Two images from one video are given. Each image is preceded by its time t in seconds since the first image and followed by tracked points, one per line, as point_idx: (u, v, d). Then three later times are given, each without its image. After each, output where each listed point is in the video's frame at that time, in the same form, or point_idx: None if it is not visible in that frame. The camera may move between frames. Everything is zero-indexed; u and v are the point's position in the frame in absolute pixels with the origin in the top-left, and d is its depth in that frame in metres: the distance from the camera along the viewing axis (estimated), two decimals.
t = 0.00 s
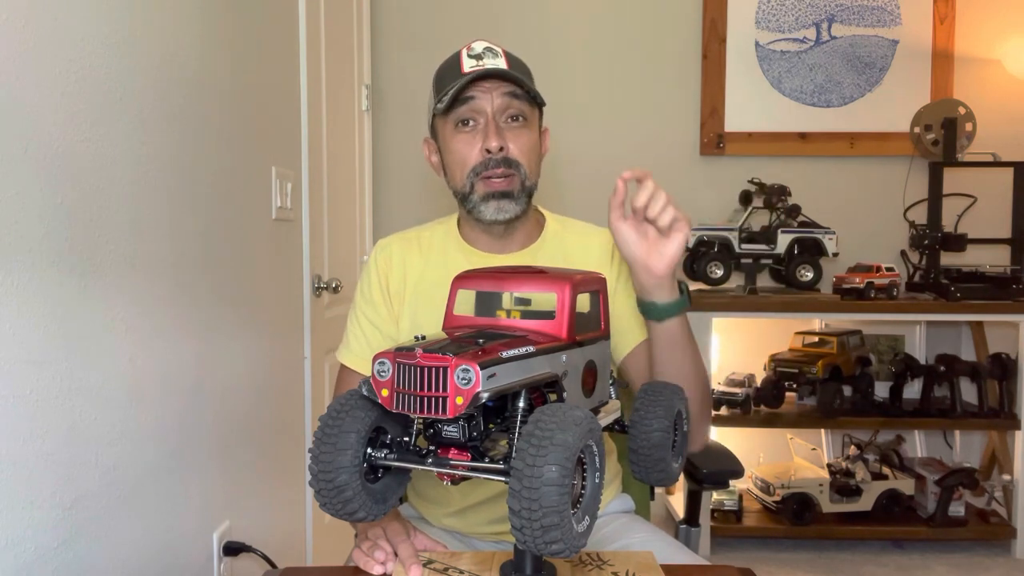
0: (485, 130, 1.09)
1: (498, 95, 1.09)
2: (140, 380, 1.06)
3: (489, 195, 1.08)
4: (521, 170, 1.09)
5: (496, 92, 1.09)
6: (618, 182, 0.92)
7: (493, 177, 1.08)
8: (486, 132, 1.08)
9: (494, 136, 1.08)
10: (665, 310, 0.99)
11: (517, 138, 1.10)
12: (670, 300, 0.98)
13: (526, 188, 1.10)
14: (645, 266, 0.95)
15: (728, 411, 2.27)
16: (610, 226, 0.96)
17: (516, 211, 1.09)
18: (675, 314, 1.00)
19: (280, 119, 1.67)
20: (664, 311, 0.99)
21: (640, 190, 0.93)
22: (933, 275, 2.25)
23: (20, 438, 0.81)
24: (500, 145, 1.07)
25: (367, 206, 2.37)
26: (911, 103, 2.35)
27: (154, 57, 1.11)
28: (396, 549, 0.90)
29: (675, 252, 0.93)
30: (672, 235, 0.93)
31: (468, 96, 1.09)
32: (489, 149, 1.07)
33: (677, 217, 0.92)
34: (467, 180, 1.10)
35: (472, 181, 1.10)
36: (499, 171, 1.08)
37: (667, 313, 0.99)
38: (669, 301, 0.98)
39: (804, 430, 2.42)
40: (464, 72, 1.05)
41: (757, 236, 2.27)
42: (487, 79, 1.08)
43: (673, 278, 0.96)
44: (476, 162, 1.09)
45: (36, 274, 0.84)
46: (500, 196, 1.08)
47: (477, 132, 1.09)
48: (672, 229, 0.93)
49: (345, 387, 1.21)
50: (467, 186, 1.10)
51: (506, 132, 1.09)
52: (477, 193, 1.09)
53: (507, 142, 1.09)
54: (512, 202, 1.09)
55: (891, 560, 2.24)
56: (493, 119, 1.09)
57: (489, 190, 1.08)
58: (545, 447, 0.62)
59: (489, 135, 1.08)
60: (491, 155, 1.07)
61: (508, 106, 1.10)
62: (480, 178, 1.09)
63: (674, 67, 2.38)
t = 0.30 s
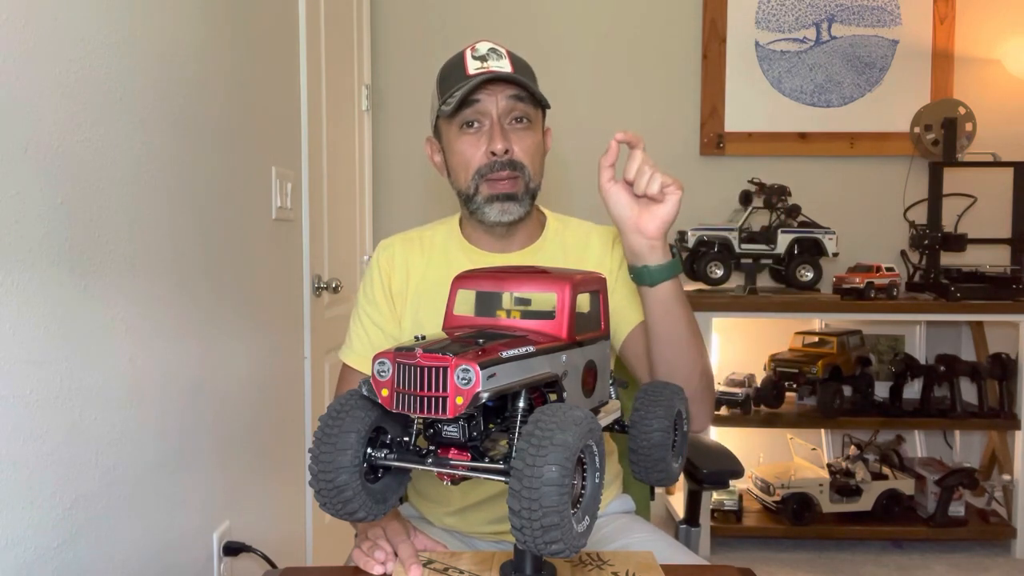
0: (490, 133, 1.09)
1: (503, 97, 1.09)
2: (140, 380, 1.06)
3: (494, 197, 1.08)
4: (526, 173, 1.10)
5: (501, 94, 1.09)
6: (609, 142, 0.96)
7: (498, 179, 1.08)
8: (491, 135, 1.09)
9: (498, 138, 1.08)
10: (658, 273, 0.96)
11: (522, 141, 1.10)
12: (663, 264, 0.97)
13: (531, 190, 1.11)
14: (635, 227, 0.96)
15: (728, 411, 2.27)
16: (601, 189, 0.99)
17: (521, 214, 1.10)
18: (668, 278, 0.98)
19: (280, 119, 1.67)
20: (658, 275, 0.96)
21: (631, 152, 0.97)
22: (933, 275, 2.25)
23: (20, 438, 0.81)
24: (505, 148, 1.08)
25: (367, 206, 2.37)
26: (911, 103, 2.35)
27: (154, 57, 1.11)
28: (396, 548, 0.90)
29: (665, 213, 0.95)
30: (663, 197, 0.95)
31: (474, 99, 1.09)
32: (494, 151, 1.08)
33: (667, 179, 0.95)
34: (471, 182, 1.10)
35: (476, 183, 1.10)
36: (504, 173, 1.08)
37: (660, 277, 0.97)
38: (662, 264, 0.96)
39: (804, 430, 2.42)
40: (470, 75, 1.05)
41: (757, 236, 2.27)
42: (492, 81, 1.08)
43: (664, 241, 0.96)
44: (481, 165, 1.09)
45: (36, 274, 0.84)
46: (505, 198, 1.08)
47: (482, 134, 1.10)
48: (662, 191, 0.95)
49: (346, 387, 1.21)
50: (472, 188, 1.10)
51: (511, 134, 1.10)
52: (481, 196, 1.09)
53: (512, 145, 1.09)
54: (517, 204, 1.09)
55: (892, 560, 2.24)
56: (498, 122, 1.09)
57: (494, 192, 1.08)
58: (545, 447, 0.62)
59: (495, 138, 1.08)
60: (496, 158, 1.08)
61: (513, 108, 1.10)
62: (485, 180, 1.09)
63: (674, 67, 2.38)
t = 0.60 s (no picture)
0: (495, 134, 1.09)
1: (508, 98, 1.09)
2: (140, 379, 1.06)
3: (499, 200, 1.08)
4: (530, 174, 1.10)
5: (505, 95, 1.09)
6: (606, 137, 0.97)
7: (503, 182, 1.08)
8: (496, 136, 1.09)
9: (504, 140, 1.08)
10: (656, 267, 0.96)
11: (526, 141, 1.10)
12: (662, 257, 0.96)
13: (535, 191, 1.11)
14: (634, 221, 0.96)
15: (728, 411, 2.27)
16: (599, 183, 1.00)
17: (525, 215, 1.10)
18: (667, 272, 0.97)
19: (281, 119, 1.67)
20: (656, 268, 0.96)
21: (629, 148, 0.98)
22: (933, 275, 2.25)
23: (20, 437, 0.81)
24: (510, 148, 1.08)
25: (367, 206, 2.37)
26: (911, 103, 2.35)
27: (154, 57, 1.11)
28: (396, 549, 0.90)
29: (663, 206, 0.95)
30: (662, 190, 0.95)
31: (478, 100, 1.08)
32: (499, 152, 1.08)
33: (664, 172, 0.95)
34: (475, 184, 1.10)
35: (481, 186, 1.10)
36: (509, 176, 1.09)
37: (658, 271, 0.96)
38: (661, 257, 0.96)
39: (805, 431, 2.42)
40: (474, 75, 1.04)
41: (757, 236, 2.27)
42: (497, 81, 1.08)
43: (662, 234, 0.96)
44: (486, 167, 1.09)
45: (36, 273, 0.84)
46: (510, 201, 1.08)
47: (486, 136, 1.09)
48: (660, 184, 0.95)
49: (347, 387, 1.21)
50: (476, 191, 1.10)
51: (515, 136, 1.10)
52: (486, 197, 1.09)
53: (517, 145, 1.09)
54: (521, 207, 1.09)
55: (891, 560, 2.24)
56: (503, 122, 1.09)
57: (498, 195, 1.08)
58: (544, 447, 0.62)
59: (500, 140, 1.08)
60: (501, 160, 1.08)
61: (517, 109, 1.10)
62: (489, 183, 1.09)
63: (674, 67, 2.38)
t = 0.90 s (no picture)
0: (512, 135, 1.08)
1: (525, 99, 1.08)
2: (139, 379, 1.06)
3: (512, 203, 1.08)
4: (543, 176, 1.10)
5: (523, 96, 1.08)
6: (615, 137, 0.96)
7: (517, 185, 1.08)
8: (513, 138, 1.08)
9: (521, 142, 1.07)
10: (664, 272, 0.96)
11: (541, 143, 1.10)
12: (669, 262, 0.96)
13: (546, 196, 1.11)
14: (642, 225, 0.95)
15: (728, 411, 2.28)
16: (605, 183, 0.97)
17: (535, 216, 1.10)
18: (675, 276, 0.97)
19: (281, 119, 1.67)
20: (663, 273, 0.96)
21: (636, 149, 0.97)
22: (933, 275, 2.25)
23: (20, 437, 0.81)
24: (527, 150, 1.07)
25: (367, 206, 2.37)
26: (911, 103, 2.35)
27: (154, 57, 1.11)
28: (396, 549, 0.90)
29: (672, 209, 0.93)
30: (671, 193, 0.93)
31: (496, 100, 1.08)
32: (516, 153, 1.07)
33: (673, 176, 0.93)
34: (489, 185, 1.10)
35: (494, 187, 1.09)
36: (523, 179, 1.08)
37: (666, 274, 0.96)
38: (668, 262, 0.96)
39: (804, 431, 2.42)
40: (493, 75, 1.04)
41: (757, 236, 2.27)
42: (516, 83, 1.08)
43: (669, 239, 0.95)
44: (501, 168, 1.08)
45: (36, 273, 0.84)
46: (521, 206, 1.08)
47: (503, 137, 1.09)
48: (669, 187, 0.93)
49: (347, 387, 1.21)
50: (489, 193, 1.09)
51: (531, 138, 1.10)
52: (499, 197, 1.08)
53: (533, 147, 1.09)
54: (532, 211, 1.09)
55: (891, 560, 2.24)
56: (520, 123, 1.09)
57: (511, 198, 1.08)
58: (544, 447, 0.62)
59: (517, 141, 1.08)
60: (517, 162, 1.07)
61: (533, 111, 1.10)
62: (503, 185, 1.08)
63: (674, 67, 2.38)
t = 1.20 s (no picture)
0: (525, 129, 1.08)
1: (535, 95, 1.09)
2: (139, 379, 1.06)
3: (528, 192, 1.05)
4: (556, 171, 1.09)
5: (533, 92, 1.09)
6: (621, 141, 0.94)
7: (532, 174, 1.06)
8: (525, 131, 1.08)
9: (534, 134, 1.07)
10: (668, 276, 0.96)
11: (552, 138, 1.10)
12: (674, 266, 0.96)
13: (558, 189, 1.09)
14: (648, 229, 0.94)
15: (728, 411, 2.28)
16: (613, 186, 0.97)
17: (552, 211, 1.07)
18: (679, 280, 0.97)
19: (281, 119, 1.67)
20: (668, 277, 0.96)
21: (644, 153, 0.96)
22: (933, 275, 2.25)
23: (20, 437, 0.81)
24: (541, 143, 1.06)
25: (367, 206, 2.37)
26: (911, 103, 2.35)
27: (154, 57, 1.11)
28: (397, 549, 0.90)
29: (678, 214, 0.93)
30: (679, 198, 0.93)
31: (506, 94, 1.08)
32: (531, 147, 1.06)
33: (680, 180, 0.93)
34: (503, 178, 1.08)
35: (509, 179, 1.07)
36: (538, 169, 1.06)
37: (670, 278, 0.97)
38: (673, 266, 0.96)
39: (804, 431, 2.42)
40: (503, 70, 1.06)
41: (757, 236, 2.27)
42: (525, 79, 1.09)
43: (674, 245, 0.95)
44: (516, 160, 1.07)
45: (35, 274, 0.83)
46: (536, 193, 1.05)
47: (514, 131, 1.09)
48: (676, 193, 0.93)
49: (347, 387, 1.21)
50: (504, 184, 1.07)
51: (542, 132, 1.10)
52: (515, 191, 1.06)
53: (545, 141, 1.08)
54: (548, 201, 1.06)
55: (891, 560, 2.24)
56: (531, 118, 1.09)
57: (526, 187, 1.05)
58: (545, 448, 0.62)
59: (530, 133, 1.07)
60: (532, 152, 1.06)
61: (541, 107, 1.11)
62: (518, 175, 1.06)
63: (674, 67, 2.38)
